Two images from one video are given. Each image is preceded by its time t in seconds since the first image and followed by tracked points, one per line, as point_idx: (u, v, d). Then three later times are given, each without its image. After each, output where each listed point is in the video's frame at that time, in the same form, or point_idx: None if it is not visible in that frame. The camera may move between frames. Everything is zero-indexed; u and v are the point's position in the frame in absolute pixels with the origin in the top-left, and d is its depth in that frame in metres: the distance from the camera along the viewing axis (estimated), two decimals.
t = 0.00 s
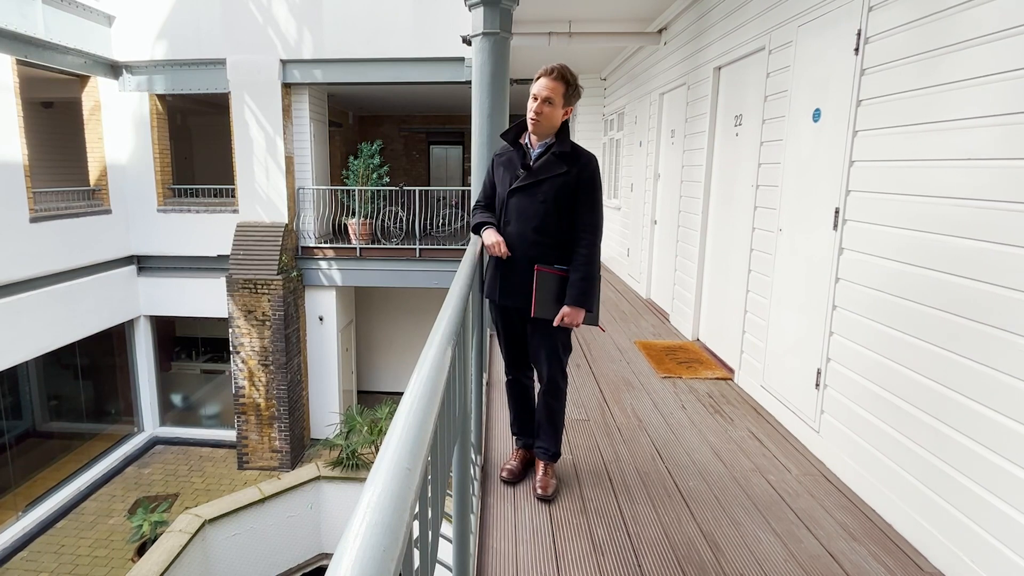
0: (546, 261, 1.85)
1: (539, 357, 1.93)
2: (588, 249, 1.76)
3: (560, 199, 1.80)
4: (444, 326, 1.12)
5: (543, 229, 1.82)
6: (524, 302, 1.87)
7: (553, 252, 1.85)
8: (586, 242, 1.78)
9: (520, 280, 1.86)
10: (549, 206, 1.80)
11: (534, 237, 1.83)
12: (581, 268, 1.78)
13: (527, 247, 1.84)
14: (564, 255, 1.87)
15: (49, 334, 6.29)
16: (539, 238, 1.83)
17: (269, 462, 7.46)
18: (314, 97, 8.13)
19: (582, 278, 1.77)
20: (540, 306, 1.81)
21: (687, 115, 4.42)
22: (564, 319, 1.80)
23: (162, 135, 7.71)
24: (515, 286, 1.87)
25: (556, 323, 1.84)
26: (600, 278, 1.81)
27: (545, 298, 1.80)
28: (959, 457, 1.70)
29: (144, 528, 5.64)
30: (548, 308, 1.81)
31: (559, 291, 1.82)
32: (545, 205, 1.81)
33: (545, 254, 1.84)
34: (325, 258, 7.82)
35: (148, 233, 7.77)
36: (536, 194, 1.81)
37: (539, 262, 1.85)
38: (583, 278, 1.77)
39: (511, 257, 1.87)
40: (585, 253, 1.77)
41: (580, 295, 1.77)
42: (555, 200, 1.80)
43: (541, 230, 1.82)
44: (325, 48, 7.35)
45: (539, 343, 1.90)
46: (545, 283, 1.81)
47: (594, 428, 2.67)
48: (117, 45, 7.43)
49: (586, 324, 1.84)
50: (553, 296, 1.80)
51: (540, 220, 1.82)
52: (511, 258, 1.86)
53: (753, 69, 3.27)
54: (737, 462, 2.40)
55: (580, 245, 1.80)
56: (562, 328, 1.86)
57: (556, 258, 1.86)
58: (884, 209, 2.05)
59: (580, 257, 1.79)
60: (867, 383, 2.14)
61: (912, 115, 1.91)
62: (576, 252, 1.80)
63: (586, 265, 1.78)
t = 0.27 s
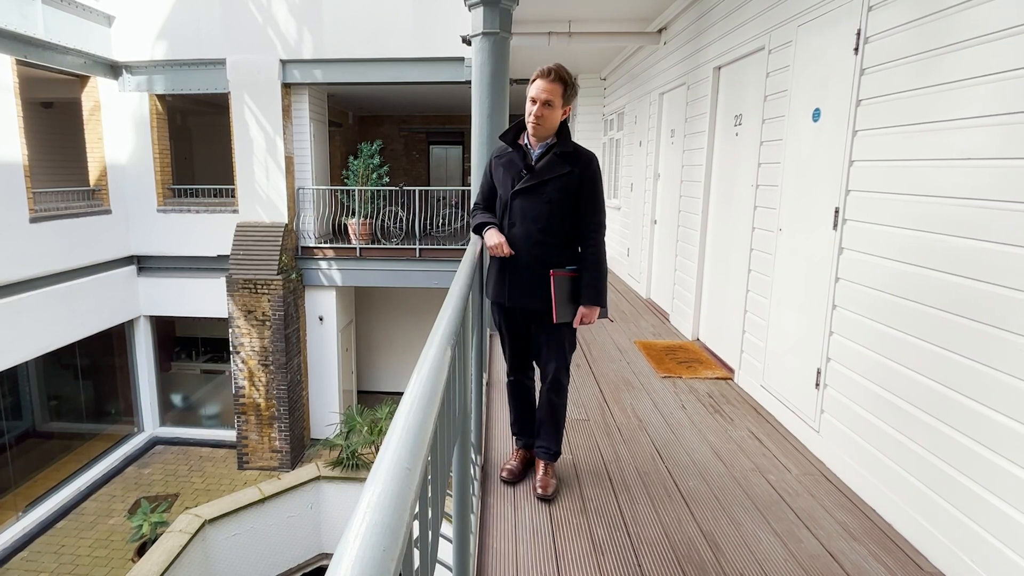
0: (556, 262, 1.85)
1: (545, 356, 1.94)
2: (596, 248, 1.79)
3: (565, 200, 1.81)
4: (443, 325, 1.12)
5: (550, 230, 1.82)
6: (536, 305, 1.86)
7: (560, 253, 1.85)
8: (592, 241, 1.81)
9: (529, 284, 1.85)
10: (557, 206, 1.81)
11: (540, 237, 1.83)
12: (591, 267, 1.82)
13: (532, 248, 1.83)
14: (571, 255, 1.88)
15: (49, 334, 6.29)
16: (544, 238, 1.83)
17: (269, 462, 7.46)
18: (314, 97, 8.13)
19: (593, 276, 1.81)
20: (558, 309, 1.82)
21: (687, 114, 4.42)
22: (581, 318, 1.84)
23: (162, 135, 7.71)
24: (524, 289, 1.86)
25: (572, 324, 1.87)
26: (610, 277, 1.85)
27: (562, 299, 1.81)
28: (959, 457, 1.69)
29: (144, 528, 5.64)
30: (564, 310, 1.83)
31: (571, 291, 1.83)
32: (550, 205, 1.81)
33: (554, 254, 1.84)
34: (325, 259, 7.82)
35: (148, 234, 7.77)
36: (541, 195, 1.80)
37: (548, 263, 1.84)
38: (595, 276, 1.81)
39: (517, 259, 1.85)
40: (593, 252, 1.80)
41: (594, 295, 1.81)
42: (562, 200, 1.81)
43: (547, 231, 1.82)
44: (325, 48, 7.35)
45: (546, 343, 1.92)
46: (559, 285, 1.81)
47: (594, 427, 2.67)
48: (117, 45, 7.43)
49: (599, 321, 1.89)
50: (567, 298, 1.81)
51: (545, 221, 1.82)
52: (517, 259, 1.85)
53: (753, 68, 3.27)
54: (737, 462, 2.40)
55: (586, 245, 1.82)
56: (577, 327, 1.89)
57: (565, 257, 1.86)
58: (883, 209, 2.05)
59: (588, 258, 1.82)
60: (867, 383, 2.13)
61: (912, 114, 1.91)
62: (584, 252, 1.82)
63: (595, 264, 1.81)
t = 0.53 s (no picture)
0: (559, 263, 1.85)
1: (549, 354, 1.95)
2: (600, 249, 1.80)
3: (569, 201, 1.81)
4: (444, 326, 1.12)
5: (553, 230, 1.82)
6: (539, 305, 1.86)
7: (563, 253, 1.85)
8: (596, 242, 1.81)
9: (532, 284, 1.85)
10: (560, 206, 1.81)
11: (543, 238, 1.82)
12: (595, 267, 1.82)
13: (535, 249, 1.83)
14: (574, 255, 1.88)
15: (49, 334, 6.29)
16: (546, 239, 1.83)
17: (269, 462, 7.46)
18: (314, 97, 8.13)
19: (597, 277, 1.81)
20: (561, 308, 1.82)
21: (687, 114, 4.42)
22: (585, 318, 1.84)
23: (162, 135, 7.71)
24: (527, 290, 1.86)
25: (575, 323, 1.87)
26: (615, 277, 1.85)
27: (565, 299, 1.81)
28: (959, 457, 1.69)
29: (144, 528, 5.65)
30: (567, 310, 1.83)
31: (574, 291, 1.83)
32: (553, 206, 1.81)
33: (557, 255, 1.84)
34: (325, 259, 7.82)
35: (148, 234, 7.78)
36: (544, 196, 1.80)
37: (551, 264, 1.84)
38: (598, 277, 1.81)
39: (519, 261, 1.85)
40: (598, 253, 1.80)
41: (597, 295, 1.81)
42: (565, 200, 1.80)
43: (551, 231, 1.82)
44: (324, 48, 7.35)
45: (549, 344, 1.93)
46: (562, 286, 1.81)
47: (594, 427, 2.67)
48: (117, 45, 7.43)
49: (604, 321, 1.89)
50: (570, 298, 1.82)
51: (549, 221, 1.82)
52: (520, 260, 1.85)
53: (752, 68, 3.26)
54: (737, 462, 2.40)
55: (591, 246, 1.82)
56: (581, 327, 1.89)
57: (568, 258, 1.86)
58: (884, 209, 2.05)
59: (592, 258, 1.82)
60: (867, 382, 2.13)
61: (912, 114, 1.91)
62: (588, 253, 1.82)
63: (599, 264, 1.81)
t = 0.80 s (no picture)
0: (559, 264, 1.85)
1: (549, 354, 1.95)
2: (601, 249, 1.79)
3: (570, 201, 1.81)
4: (444, 325, 1.12)
5: (554, 231, 1.82)
6: (539, 307, 1.86)
7: (563, 254, 1.85)
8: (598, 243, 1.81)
9: (534, 285, 1.85)
10: (561, 207, 1.80)
11: (544, 239, 1.82)
12: (595, 267, 1.81)
13: (536, 250, 1.83)
14: (575, 256, 1.88)
15: (49, 334, 6.30)
16: (547, 240, 1.83)
17: (268, 462, 7.47)
18: (313, 97, 8.12)
19: (598, 278, 1.80)
20: (561, 309, 1.82)
21: (687, 114, 4.42)
22: (584, 319, 1.83)
23: (161, 135, 7.71)
24: (528, 291, 1.86)
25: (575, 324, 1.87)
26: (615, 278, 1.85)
27: (564, 300, 1.81)
28: (959, 457, 1.69)
29: (144, 528, 5.65)
30: (567, 310, 1.83)
31: (574, 292, 1.83)
32: (555, 207, 1.81)
33: (558, 256, 1.84)
34: (325, 259, 7.82)
35: (147, 234, 7.78)
36: (545, 197, 1.80)
37: (551, 265, 1.84)
38: (599, 278, 1.81)
39: (521, 262, 1.85)
40: (598, 253, 1.80)
41: (597, 295, 1.81)
42: (566, 201, 1.80)
43: (552, 232, 1.82)
44: (324, 49, 7.35)
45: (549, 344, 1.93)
46: (562, 286, 1.81)
47: (594, 427, 2.67)
48: (116, 45, 7.42)
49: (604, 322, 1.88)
50: (570, 299, 1.81)
51: (550, 222, 1.82)
52: (521, 261, 1.85)
53: (752, 67, 3.26)
54: (737, 462, 2.40)
55: (592, 246, 1.82)
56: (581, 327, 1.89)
57: (568, 258, 1.86)
58: (884, 209, 2.05)
59: (593, 260, 1.82)
60: (867, 382, 2.13)
61: (911, 113, 1.91)
62: (589, 254, 1.82)
63: (600, 265, 1.81)
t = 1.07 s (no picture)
0: (560, 265, 1.84)
1: (549, 354, 1.95)
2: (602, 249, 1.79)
3: (571, 202, 1.81)
4: (444, 325, 1.12)
5: (554, 232, 1.82)
6: (539, 308, 1.86)
7: (564, 255, 1.85)
8: (598, 243, 1.80)
9: (534, 285, 1.85)
10: (561, 207, 1.80)
11: (545, 240, 1.82)
12: (596, 268, 1.81)
13: (536, 252, 1.83)
14: (575, 256, 1.88)
15: (49, 334, 6.30)
16: (547, 241, 1.83)
17: (268, 462, 7.47)
18: (313, 97, 8.12)
19: (598, 278, 1.80)
20: (561, 310, 1.81)
21: (686, 114, 4.42)
22: (585, 319, 1.83)
23: (161, 135, 7.71)
24: (528, 291, 1.86)
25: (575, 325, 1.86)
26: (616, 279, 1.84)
27: (565, 301, 1.81)
28: (958, 457, 1.69)
29: (143, 529, 5.65)
30: (567, 311, 1.82)
31: (575, 293, 1.83)
32: (555, 208, 1.81)
33: (558, 257, 1.83)
34: (324, 259, 7.82)
35: (147, 234, 7.78)
36: (546, 199, 1.80)
37: (551, 265, 1.84)
38: (600, 278, 1.80)
39: (522, 263, 1.85)
40: (599, 254, 1.80)
41: (598, 296, 1.80)
42: (566, 202, 1.80)
43: (552, 233, 1.82)
44: (323, 49, 7.34)
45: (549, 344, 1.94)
46: (562, 287, 1.81)
47: (593, 427, 2.66)
48: (115, 45, 7.42)
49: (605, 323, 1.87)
50: (571, 300, 1.81)
51: (551, 223, 1.82)
52: (521, 262, 1.85)
53: (752, 67, 3.26)
54: (736, 462, 2.40)
55: (593, 247, 1.82)
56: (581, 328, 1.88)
57: (568, 259, 1.86)
58: (883, 209, 2.05)
59: (593, 260, 1.82)
60: (867, 383, 2.13)
61: (911, 114, 1.91)
62: (590, 255, 1.82)
63: (601, 266, 1.81)
